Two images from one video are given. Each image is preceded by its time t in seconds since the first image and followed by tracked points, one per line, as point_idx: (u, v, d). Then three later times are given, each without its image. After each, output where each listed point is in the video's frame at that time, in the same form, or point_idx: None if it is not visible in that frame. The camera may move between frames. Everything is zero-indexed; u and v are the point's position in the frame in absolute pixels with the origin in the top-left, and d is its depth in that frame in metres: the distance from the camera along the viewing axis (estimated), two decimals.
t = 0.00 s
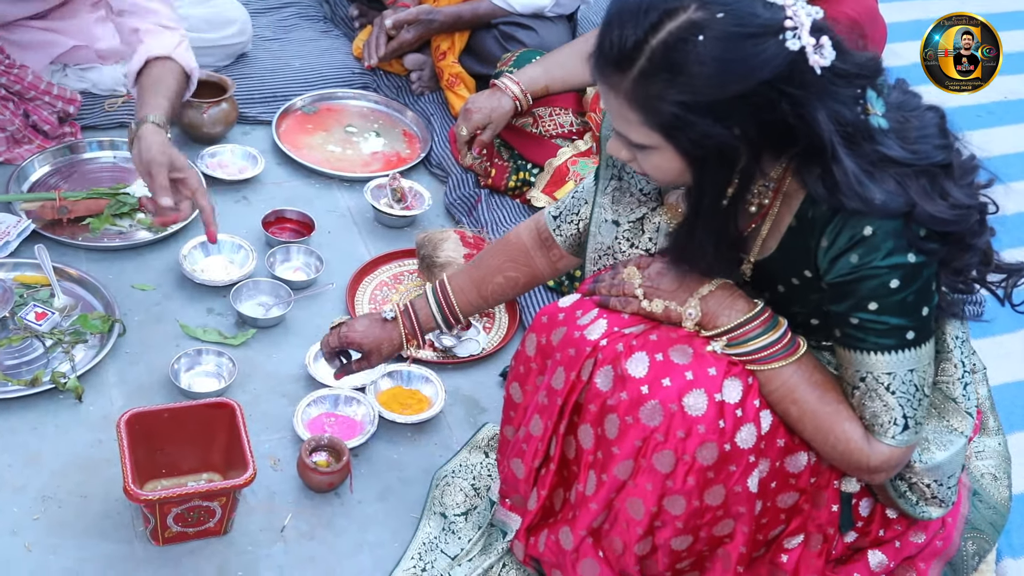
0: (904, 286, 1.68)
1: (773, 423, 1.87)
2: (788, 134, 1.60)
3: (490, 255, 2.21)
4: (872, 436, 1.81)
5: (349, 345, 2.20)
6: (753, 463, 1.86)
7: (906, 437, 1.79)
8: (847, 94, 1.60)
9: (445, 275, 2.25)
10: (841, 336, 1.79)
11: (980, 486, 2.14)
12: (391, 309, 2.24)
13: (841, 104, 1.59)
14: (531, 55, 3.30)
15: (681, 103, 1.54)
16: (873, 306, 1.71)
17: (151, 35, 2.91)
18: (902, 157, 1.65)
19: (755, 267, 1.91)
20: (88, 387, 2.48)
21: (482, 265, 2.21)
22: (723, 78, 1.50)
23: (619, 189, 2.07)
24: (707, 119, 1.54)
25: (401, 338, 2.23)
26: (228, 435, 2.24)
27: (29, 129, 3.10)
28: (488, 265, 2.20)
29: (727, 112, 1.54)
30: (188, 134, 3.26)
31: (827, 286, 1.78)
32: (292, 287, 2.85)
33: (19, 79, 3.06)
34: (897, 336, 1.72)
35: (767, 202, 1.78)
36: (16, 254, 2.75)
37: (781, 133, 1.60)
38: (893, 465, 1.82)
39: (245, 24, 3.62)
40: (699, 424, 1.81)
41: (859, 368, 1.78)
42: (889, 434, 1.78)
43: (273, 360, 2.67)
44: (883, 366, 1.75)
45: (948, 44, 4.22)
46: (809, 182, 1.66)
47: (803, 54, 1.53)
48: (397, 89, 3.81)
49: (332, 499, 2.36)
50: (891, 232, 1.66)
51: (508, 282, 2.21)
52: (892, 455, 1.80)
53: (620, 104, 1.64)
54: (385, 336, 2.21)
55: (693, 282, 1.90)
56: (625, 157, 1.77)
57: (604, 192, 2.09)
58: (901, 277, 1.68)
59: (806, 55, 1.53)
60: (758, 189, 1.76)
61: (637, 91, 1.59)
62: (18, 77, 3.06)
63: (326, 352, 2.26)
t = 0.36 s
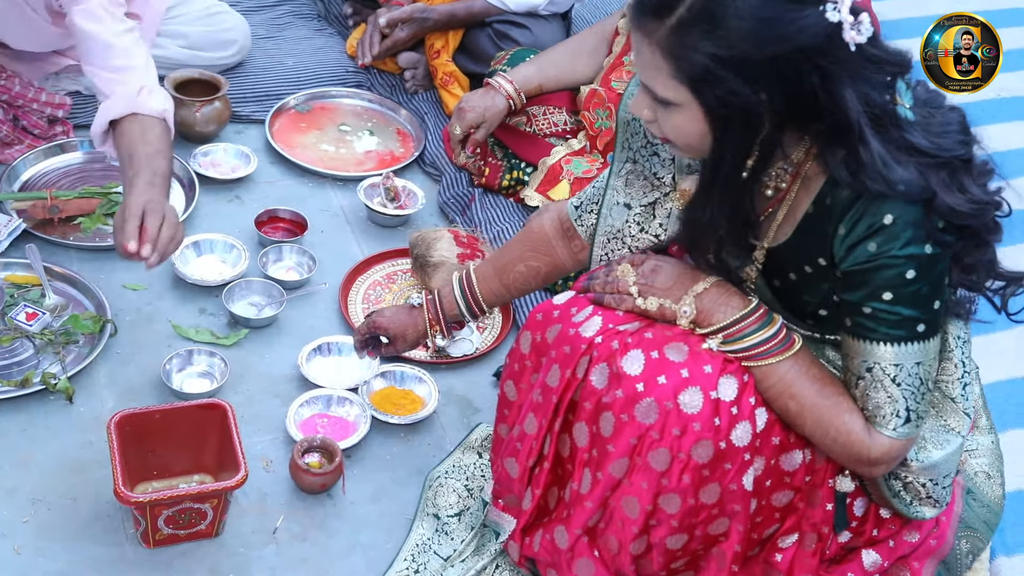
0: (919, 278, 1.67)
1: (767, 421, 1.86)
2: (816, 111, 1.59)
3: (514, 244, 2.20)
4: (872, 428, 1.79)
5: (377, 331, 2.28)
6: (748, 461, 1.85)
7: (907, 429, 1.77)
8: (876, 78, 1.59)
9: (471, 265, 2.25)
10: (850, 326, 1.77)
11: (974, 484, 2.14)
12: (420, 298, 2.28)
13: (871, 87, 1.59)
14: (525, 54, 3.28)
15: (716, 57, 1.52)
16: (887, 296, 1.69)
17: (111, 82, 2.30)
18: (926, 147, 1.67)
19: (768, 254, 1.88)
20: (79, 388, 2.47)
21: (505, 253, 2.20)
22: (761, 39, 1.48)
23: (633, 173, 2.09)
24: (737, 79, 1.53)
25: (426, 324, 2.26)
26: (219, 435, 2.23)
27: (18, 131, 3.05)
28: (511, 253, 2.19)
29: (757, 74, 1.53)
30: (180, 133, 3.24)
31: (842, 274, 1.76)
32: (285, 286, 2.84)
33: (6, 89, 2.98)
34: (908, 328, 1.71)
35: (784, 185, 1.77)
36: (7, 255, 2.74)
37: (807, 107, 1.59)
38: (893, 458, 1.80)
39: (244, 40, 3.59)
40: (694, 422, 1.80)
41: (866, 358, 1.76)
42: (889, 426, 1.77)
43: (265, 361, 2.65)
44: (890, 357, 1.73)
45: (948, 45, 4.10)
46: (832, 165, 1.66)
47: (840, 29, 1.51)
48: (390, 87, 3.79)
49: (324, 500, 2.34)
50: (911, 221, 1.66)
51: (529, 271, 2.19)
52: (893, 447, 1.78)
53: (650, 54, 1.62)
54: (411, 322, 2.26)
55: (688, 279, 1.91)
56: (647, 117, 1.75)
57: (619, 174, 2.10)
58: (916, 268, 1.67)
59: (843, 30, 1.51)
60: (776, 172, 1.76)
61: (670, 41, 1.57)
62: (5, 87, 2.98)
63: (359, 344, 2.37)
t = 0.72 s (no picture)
0: (902, 310, 1.69)
1: (749, 455, 1.86)
2: (797, 136, 1.61)
3: (503, 285, 2.20)
4: (855, 460, 1.79)
5: (366, 377, 2.24)
6: (730, 496, 1.85)
7: (888, 461, 1.78)
8: (861, 107, 1.62)
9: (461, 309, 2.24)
10: (833, 358, 1.78)
11: (955, 518, 2.13)
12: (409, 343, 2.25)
13: (854, 117, 1.61)
14: (504, 91, 3.31)
15: (699, 69, 1.57)
16: (869, 329, 1.71)
17: (90, 152, 2.30)
18: (908, 180, 1.69)
19: (752, 286, 1.89)
20: (57, 430, 2.45)
21: (495, 295, 2.21)
22: (744, 54, 1.53)
23: (618, 206, 2.13)
24: (718, 92, 1.57)
25: (415, 369, 2.23)
26: (199, 477, 2.21)
27: None
28: (500, 295, 2.19)
29: (738, 91, 1.56)
30: (161, 172, 3.24)
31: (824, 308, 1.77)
32: (265, 325, 2.82)
33: None
34: (889, 360, 1.72)
35: (768, 216, 1.80)
36: None
37: (789, 133, 1.61)
38: (875, 489, 1.80)
39: (227, 86, 3.60)
40: (675, 457, 1.80)
41: (849, 391, 1.77)
42: (872, 458, 1.78)
43: (246, 400, 2.64)
44: (872, 390, 1.75)
45: (948, 45, 4.45)
46: (818, 195, 1.67)
47: (824, 55, 1.54)
48: (371, 124, 3.81)
49: (306, 541, 2.32)
50: (892, 253, 1.67)
51: (520, 310, 2.20)
52: (875, 479, 1.78)
53: (638, 67, 1.67)
54: (400, 367, 2.23)
55: (666, 316, 1.92)
56: (633, 134, 1.80)
57: (603, 208, 2.14)
58: (898, 300, 1.68)
59: (827, 56, 1.54)
60: (758, 204, 1.79)
61: (657, 53, 1.62)
62: None
63: (345, 397, 2.31)
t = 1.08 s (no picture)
0: (877, 320, 1.70)
1: (742, 466, 1.86)
2: (750, 151, 1.62)
3: (496, 307, 2.25)
4: (845, 471, 1.80)
5: (358, 403, 2.25)
6: (723, 506, 1.85)
7: (878, 471, 1.79)
8: (815, 123, 1.64)
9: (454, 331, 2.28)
10: (815, 371, 1.79)
11: (952, 526, 2.12)
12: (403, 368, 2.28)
13: (806, 132, 1.63)
14: (497, 102, 3.33)
15: (640, 92, 1.59)
16: (847, 341, 1.72)
17: (117, 156, 2.31)
18: (867, 192, 1.68)
19: (731, 301, 1.94)
20: (51, 441, 2.44)
21: (487, 316, 2.25)
22: (685, 74, 1.54)
23: (600, 225, 2.12)
24: (661, 113, 1.58)
25: (407, 393, 2.24)
26: (194, 488, 2.21)
27: None
28: (492, 315, 2.24)
29: (680, 111, 1.57)
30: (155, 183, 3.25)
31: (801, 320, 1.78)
32: (260, 335, 2.82)
33: None
34: (870, 371, 1.73)
35: (738, 231, 1.82)
36: None
37: (742, 150, 1.63)
38: (866, 501, 1.81)
39: (220, 95, 3.62)
40: (668, 468, 1.80)
41: (832, 403, 1.78)
42: (861, 469, 1.78)
43: (240, 411, 2.63)
44: (856, 401, 1.75)
45: (948, 45, 4.50)
46: (783, 210, 1.69)
47: (769, 74, 1.56)
48: (365, 134, 3.83)
49: (301, 552, 2.32)
50: (863, 265, 1.68)
51: (513, 331, 2.23)
52: (866, 490, 1.79)
53: (589, 89, 1.70)
54: (391, 392, 2.24)
55: (659, 325, 1.92)
56: (595, 152, 1.82)
57: (586, 228, 2.14)
58: (873, 311, 1.69)
59: (770, 75, 1.56)
60: (729, 218, 1.80)
61: (602, 74, 1.64)
62: None
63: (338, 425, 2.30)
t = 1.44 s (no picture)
0: (868, 327, 1.70)
1: (742, 471, 1.87)
2: (733, 160, 1.64)
3: (516, 312, 2.28)
4: (844, 477, 1.81)
5: (389, 407, 2.24)
6: (723, 511, 1.86)
7: (878, 477, 1.79)
8: (798, 131, 1.67)
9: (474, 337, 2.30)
10: (810, 378, 1.80)
11: (952, 533, 2.13)
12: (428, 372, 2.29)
13: (788, 140, 1.65)
14: (500, 107, 3.34)
15: (618, 106, 1.62)
16: (839, 347, 1.73)
17: (110, 134, 2.35)
18: (851, 200, 1.70)
19: (724, 308, 1.94)
20: (54, 443, 2.45)
21: (508, 322, 2.28)
22: (662, 88, 1.57)
23: (596, 231, 2.16)
24: (641, 126, 1.61)
25: (435, 397, 2.26)
26: (196, 490, 2.22)
27: None
28: (513, 321, 2.27)
29: (659, 123, 1.60)
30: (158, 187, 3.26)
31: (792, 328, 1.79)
32: (262, 339, 2.83)
33: None
34: (865, 377, 1.74)
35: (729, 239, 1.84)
36: None
37: (724, 158, 1.64)
38: (867, 506, 1.81)
39: (223, 98, 3.62)
40: (668, 473, 1.81)
41: (829, 410, 1.79)
42: (861, 475, 1.79)
43: (242, 414, 2.64)
44: (852, 407, 1.76)
45: (948, 45, 4.52)
46: (769, 217, 1.70)
47: (747, 83, 1.59)
48: (367, 139, 3.84)
49: (302, 555, 2.32)
50: (851, 272, 1.69)
51: (532, 336, 2.26)
52: (865, 496, 1.80)
53: (571, 104, 1.72)
54: (420, 395, 2.26)
55: (661, 330, 1.94)
56: (584, 164, 1.84)
57: (583, 235, 2.17)
58: (864, 318, 1.70)
59: (747, 85, 1.58)
60: (718, 226, 1.83)
61: (583, 89, 1.67)
62: None
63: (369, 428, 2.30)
